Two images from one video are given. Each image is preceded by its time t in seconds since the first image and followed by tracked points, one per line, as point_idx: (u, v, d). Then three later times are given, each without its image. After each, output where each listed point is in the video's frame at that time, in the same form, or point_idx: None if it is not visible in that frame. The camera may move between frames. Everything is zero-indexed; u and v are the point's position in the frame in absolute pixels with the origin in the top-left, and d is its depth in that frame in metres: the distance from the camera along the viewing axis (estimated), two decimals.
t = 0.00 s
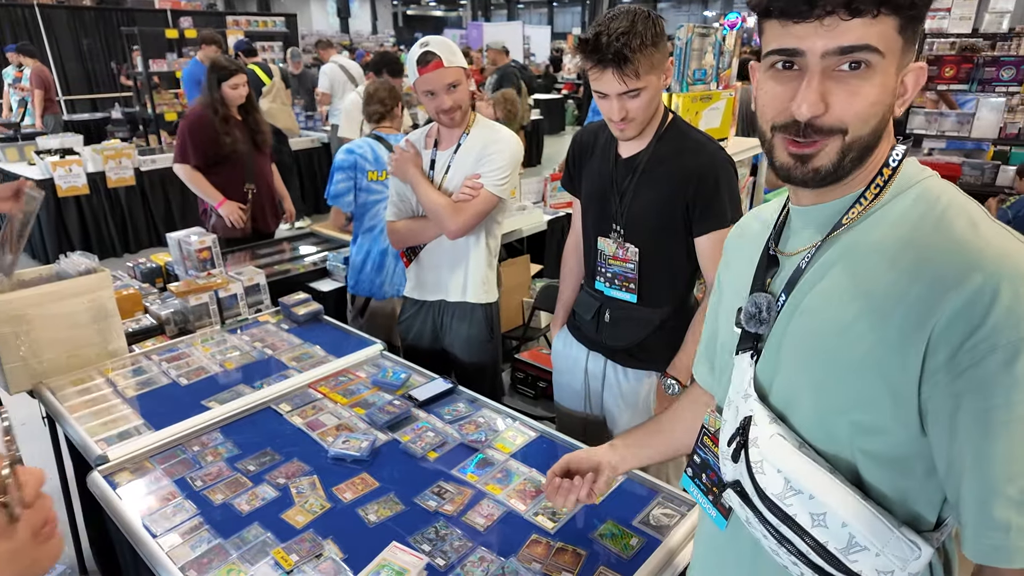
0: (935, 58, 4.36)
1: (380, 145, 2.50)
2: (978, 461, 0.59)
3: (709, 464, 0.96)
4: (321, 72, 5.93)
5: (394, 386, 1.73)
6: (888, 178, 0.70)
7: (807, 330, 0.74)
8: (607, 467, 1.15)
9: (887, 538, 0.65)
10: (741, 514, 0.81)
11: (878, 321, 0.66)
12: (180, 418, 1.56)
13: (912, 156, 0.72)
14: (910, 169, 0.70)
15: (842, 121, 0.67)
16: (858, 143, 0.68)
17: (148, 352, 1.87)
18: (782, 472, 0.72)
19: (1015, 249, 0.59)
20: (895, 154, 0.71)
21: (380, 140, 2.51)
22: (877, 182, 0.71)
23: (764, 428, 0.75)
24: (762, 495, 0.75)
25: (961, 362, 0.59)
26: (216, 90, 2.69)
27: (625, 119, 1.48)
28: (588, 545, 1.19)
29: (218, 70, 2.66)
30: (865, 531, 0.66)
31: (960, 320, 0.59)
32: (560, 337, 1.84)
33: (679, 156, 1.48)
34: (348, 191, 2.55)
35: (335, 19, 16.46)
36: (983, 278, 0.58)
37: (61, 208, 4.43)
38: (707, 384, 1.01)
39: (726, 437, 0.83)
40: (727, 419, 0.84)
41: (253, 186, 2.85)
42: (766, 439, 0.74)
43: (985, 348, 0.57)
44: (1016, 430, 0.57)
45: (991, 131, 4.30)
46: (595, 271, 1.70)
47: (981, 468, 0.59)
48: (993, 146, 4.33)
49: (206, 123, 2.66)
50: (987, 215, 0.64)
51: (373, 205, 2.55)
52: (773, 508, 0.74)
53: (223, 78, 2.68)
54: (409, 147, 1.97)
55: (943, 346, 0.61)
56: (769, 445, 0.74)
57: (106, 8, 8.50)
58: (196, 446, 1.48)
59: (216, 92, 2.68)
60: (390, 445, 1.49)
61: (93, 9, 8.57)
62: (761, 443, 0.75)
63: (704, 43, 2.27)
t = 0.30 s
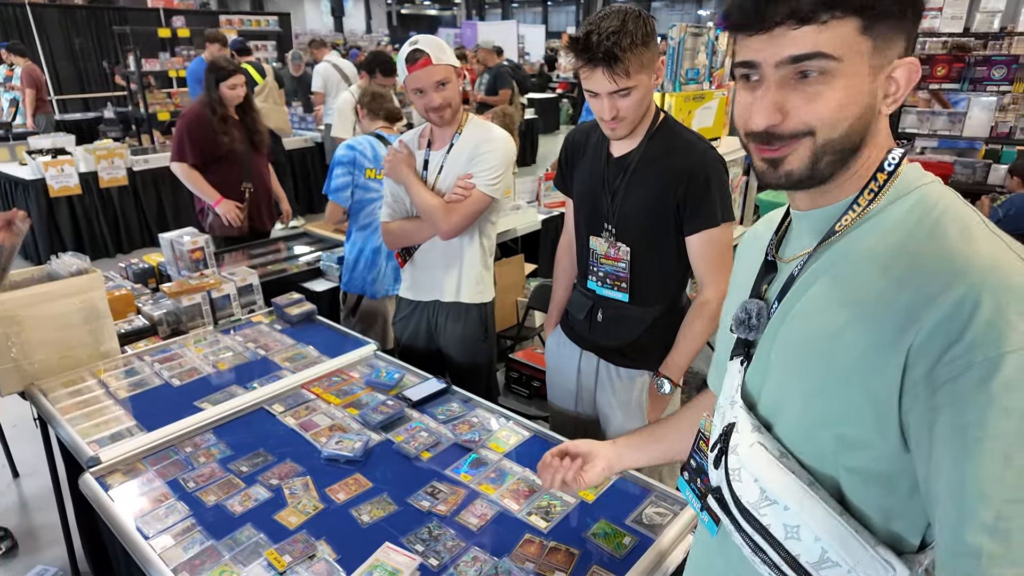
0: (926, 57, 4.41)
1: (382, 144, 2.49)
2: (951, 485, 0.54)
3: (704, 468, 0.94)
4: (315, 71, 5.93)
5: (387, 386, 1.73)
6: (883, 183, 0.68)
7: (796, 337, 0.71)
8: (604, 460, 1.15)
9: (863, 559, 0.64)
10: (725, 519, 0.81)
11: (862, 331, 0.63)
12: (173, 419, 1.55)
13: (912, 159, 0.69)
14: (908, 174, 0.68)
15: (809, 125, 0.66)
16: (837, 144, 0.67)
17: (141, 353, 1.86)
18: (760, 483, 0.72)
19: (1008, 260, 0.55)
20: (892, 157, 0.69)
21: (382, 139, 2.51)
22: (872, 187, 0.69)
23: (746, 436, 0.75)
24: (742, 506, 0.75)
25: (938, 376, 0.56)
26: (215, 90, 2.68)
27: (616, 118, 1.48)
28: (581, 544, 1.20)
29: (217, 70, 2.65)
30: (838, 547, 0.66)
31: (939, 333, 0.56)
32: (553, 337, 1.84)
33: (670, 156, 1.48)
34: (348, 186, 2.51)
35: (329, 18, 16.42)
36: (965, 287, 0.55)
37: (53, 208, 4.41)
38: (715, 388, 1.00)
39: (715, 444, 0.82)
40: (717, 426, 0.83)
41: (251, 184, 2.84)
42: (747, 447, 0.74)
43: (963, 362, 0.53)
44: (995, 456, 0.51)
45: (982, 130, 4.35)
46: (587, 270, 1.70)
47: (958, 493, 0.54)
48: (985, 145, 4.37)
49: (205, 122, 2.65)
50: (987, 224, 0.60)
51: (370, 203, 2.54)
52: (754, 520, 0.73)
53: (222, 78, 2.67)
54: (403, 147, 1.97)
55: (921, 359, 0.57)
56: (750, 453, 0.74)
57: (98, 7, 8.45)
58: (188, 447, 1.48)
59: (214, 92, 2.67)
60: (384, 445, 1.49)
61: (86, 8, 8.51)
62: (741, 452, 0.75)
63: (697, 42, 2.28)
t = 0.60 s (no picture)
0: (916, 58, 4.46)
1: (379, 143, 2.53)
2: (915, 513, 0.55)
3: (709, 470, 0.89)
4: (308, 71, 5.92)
5: (382, 387, 1.73)
6: (891, 197, 0.66)
7: (782, 350, 0.71)
8: (625, 467, 1.16)
9: None
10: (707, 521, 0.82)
11: (840, 351, 0.62)
12: (166, 421, 1.55)
13: (928, 171, 0.66)
14: (921, 185, 0.64)
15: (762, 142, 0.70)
16: (799, 159, 0.68)
17: (134, 355, 1.86)
18: (732, 491, 0.74)
19: (993, 292, 0.53)
20: (902, 168, 0.66)
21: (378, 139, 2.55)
22: (880, 200, 0.67)
23: (727, 445, 0.77)
24: (713, 513, 0.76)
25: (909, 404, 0.55)
26: (207, 91, 2.65)
27: (607, 122, 1.49)
28: (575, 544, 1.20)
29: (209, 71, 2.62)
30: (798, 567, 0.66)
31: (913, 363, 0.55)
32: (547, 337, 1.85)
33: (660, 160, 1.49)
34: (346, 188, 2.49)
35: (322, 17, 16.39)
36: (940, 317, 0.54)
37: (44, 209, 4.38)
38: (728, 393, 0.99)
39: (704, 449, 0.84)
40: (712, 430, 0.85)
41: (245, 185, 2.86)
42: (727, 455, 0.76)
43: (931, 396, 0.53)
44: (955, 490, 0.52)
45: (972, 130, 4.40)
46: (580, 272, 1.70)
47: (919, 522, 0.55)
48: (975, 144, 4.43)
49: (199, 123, 2.64)
50: (989, 249, 0.57)
51: (367, 204, 2.53)
52: (723, 528, 0.75)
53: (214, 79, 2.64)
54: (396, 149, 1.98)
55: (894, 386, 0.57)
56: (726, 462, 0.75)
57: (89, 7, 8.39)
58: (182, 449, 1.47)
59: (206, 93, 2.65)
60: (378, 447, 1.49)
61: (77, 8, 8.43)
62: (721, 459, 0.76)
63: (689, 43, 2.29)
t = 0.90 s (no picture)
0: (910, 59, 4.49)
1: (376, 144, 2.56)
2: (876, 531, 0.56)
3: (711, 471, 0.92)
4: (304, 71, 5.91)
5: (378, 389, 1.73)
6: (895, 208, 0.66)
7: (772, 361, 0.71)
8: (657, 478, 1.15)
9: None
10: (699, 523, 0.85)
11: (818, 365, 0.62)
12: (162, 424, 1.55)
13: (933, 183, 0.66)
14: (928, 200, 0.64)
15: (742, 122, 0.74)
16: (771, 149, 0.71)
17: (129, 358, 1.85)
18: (717, 500, 0.76)
19: (969, 316, 0.53)
20: (909, 177, 0.66)
21: (373, 140, 2.59)
22: (884, 209, 0.67)
23: (720, 453, 0.79)
24: (699, 519, 0.79)
25: (878, 423, 0.56)
26: (196, 93, 2.64)
27: (599, 127, 1.50)
28: (572, 546, 1.21)
29: (199, 74, 2.62)
30: None
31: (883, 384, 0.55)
32: (544, 339, 1.85)
33: (654, 163, 1.49)
34: (342, 189, 2.53)
35: (318, 17, 16.36)
36: (912, 338, 0.54)
37: (39, 210, 4.37)
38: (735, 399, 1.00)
39: (702, 454, 0.87)
40: (713, 437, 0.86)
41: (240, 187, 2.86)
42: (718, 463, 0.78)
43: (899, 417, 0.54)
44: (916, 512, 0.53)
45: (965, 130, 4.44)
46: (575, 276, 1.71)
47: (884, 541, 0.55)
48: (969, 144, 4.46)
49: (191, 126, 2.63)
50: (979, 269, 0.57)
51: (364, 204, 2.56)
52: (706, 533, 0.78)
53: (205, 81, 2.63)
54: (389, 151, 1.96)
55: (867, 404, 0.57)
56: (716, 470, 0.78)
57: (84, 7, 8.34)
58: (178, 452, 1.47)
59: (197, 96, 2.64)
60: (374, 449, 1.49)
61: (72, 8, 8.36)
62: (712, 467, 0.79)
63: (684, 45, 2.29)
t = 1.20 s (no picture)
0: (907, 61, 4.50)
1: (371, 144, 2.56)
2: (787, 502, 0.59)
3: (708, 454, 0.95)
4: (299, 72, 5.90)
5: (373, 392, 1.72)
6: (890, 207, 0.68)
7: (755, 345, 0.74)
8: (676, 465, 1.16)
9: (727, 562, 0.74)
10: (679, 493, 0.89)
11: (774, 347, 0.66)
12: (156, 427, 1.53)
13: (934, 187, 0.67)
14: (923, 202, 0.66)
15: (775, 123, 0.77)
16: (790, 141, 0.75)
17: (123, 360, 1.84)
18: (688, 466, 0.81)
19: (898, 308, 0.56)
20: (908, 178, 0.68)
21: (368, 140, 2.59)
22: (881, 206, 0.69)
23: (703, 427, 0.84)
24: (671, 481, 0.84)
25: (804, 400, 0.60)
26: (180, 93, 2.67)
27: (589, 127, 1.49)
28: (568, 549, 1.20)
29: (183, 74, 2.63)
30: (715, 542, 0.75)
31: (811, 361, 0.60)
32: (540, 341, 1.84)
33: (647, 163, 1.49)
34: (339, 190, 2.54)
35: (314, 17, 16.32)
36: (842, 323, 0.58)
37: (32, 211, 4.35)
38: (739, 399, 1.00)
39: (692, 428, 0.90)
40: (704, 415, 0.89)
41: (223, 189, 2.83)
42: (699, 435, 0.83)
43: (817, 391, 0.58)
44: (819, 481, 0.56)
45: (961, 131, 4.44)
46: (571, 278, 1.70)
47: (785, 502, 0.59)
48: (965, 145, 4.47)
49: (175, 127, 2.63)
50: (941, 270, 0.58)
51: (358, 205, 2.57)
52: (674, 494, 0.83)
53: (189, 82, 2.67)
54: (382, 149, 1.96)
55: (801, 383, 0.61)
56: (695, 440, 0.83)
57: (77, 7, 8.28)
58: (172, 455, 1.46)
59: (181, 97, 2.65)
60: (369, 451, 1.48)
61: (66, 8, 8.30)
62: (693, 437, 0.83)
63: (680, 45, 2.28)
